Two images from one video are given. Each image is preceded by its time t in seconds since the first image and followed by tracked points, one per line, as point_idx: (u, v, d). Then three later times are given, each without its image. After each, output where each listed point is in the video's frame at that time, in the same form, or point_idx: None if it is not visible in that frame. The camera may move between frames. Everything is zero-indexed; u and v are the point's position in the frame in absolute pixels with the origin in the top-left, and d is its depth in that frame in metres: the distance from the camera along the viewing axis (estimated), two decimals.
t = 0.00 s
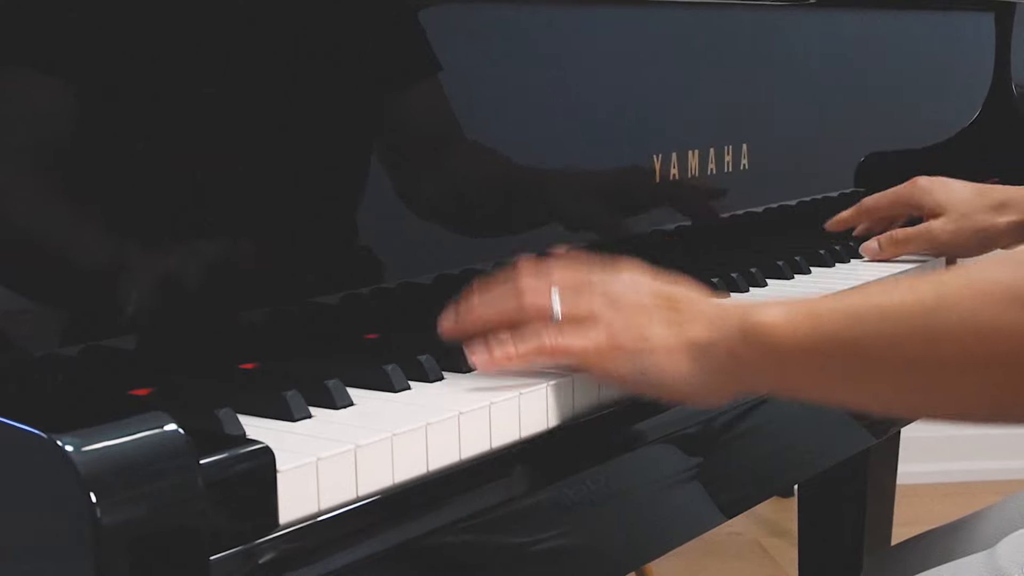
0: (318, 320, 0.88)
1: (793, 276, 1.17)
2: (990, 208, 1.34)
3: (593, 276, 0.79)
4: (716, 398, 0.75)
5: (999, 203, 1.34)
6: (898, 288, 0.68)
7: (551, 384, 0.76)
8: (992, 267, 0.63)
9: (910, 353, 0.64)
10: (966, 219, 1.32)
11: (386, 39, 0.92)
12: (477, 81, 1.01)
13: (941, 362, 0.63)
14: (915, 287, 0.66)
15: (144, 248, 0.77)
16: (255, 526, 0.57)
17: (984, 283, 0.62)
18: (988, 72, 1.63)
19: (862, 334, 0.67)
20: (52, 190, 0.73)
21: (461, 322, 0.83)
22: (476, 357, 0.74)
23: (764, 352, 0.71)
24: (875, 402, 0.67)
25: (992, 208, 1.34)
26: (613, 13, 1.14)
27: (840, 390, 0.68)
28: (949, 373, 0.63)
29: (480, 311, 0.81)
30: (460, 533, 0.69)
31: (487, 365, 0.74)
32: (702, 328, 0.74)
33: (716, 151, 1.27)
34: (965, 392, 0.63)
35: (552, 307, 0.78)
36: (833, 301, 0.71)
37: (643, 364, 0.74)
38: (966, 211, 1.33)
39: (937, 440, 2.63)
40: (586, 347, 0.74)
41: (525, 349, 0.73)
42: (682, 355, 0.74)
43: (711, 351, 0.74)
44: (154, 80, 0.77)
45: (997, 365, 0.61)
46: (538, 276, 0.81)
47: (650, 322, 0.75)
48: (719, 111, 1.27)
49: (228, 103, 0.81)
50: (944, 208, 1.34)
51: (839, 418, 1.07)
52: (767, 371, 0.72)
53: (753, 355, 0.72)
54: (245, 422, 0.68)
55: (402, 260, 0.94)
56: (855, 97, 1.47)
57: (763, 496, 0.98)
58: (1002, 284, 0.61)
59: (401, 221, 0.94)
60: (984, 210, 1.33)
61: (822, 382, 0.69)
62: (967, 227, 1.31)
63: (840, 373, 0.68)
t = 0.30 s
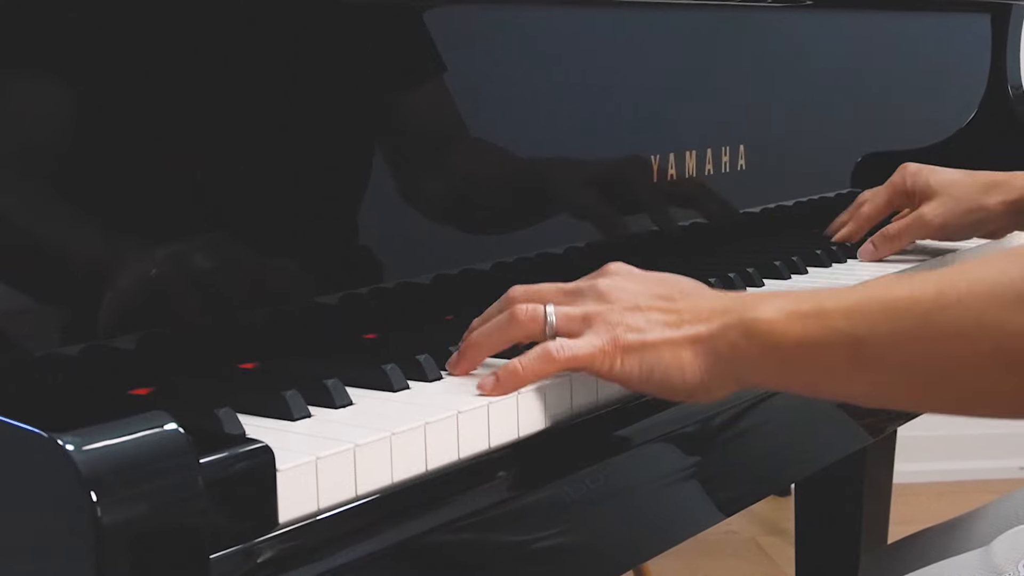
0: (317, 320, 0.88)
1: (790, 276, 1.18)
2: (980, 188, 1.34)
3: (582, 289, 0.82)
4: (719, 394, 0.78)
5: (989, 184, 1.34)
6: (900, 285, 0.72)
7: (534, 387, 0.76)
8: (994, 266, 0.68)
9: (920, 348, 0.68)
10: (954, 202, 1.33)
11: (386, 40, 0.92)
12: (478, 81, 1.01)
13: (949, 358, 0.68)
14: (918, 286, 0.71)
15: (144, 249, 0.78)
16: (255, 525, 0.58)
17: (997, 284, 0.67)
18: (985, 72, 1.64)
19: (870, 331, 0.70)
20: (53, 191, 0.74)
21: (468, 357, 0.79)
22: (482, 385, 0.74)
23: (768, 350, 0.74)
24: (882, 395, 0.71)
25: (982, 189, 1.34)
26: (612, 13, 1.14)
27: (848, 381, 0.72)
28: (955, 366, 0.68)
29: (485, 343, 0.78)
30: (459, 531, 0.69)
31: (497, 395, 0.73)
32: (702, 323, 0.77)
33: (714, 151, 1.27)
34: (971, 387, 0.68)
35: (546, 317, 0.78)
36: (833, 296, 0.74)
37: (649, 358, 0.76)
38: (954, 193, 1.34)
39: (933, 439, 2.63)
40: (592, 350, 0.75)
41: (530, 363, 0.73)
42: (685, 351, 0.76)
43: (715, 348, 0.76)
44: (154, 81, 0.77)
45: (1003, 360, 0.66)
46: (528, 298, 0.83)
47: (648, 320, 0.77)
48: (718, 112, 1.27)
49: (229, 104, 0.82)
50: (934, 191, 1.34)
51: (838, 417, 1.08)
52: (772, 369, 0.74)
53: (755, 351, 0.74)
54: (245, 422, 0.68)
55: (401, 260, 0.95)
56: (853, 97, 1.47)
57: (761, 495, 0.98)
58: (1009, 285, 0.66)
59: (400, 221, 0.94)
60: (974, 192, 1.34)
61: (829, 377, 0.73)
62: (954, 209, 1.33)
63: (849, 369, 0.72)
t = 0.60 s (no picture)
0: (317, 320, 0.89)
1: (785, 276, 1.19)
2: (979, 209, 1.33)
3: (603, 313, 0.80)
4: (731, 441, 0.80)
5: (988, 205, 1.34)
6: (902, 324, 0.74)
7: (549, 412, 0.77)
8: (991, 298, 0.70)
9: (924, 382, 0.70)
10: (953, 220, 1.32)
11: (385, 41, 0.93)
12: (478, 84, 1.02)
13: (953, 390, 0.69)
14: (920, 322, 0.72)
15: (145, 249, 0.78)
16: (254, 523, 0.58)
17: (995, 314, 0.68)
18: (979, 74, 1.65)
19: (875, 372, 0.72)
20: (52, 193, 0.74)
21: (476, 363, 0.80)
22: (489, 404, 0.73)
23: (777, 401, 0.76)
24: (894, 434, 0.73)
25: (980, 209, 1.34)
26: (609, 15, 1.14)
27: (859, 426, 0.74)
28: (962, 399, 0.69)
29: (498, 355, 0.79)
30: (457, 530, 0.69)
31: (503, 414, 0.73)
32: (714, 373, 0.78)
33: (711, 152, 1.28)
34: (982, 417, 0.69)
35: (561, 341, 0.79)
36: (841, 340, 0.76)
37: (655, 403, 0.77)
38: (953, 212, 1.33)
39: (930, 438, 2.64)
40: (599, 387, 0.75)
41: (537, 392, 0.73)
42: (693, 399, 0.78)
43: (724, 396, 0.78)
44: (153, 82, 0.78)
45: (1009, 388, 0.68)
46: (549, 319, 0.82)
47: (661, 361, 0.78)
48: (715, 114, 1.28)
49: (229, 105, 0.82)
50: (932, 207, 1.35)
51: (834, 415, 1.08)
52: (782, 416, 0.77)
53: (765, 401, 0.77)
54: (245, 421, 0.69)
55: (400, 260, 0.95)
56: (849, 98, 1.48)
57: (758, 495, 0.99)
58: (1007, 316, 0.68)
59: (399, 220, 0.95)
60: (973, 211, 1.33)
61: (839, 422, 0.75)
62: (954, 227, 1.32)
63: (859, 411, 0.74)
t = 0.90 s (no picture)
0: (316, 320, 0.90)
1: (783, 276, 1.19)
2: (973, 208, 1.32)
3: (581, 287, 0.81)
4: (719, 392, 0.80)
5: (983, 203, 1.32)
6: (892, 274, 0.75)
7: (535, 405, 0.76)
8: (983, 256, 0.71)
9: (915, 337, 0.71)
10: (946, 219, 1.32)
11: (383, 42, 0.93)
12: (475, 84, 1.02)
13: (942, 347, 0.71)
14: (911, 277, 0.73)
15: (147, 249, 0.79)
16: (253, 523, 0.59)
17: (988, 275, 0.70)
18: (976, 75, 1.65)
19: (865, 324, 0.73)
20: (53, 193, 0.75)
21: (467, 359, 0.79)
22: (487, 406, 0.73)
23: (767, 352, 0.77)
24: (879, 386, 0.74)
25: (976, 208, 1.32)
26: (607, 16, 1.15)
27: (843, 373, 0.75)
28: (949, 359, 0.71)
29: (485, 346, 0.78)
30: (455, 530, 0.70)
31: (501, 413, 0.73)
32: (699, 326, 0.79)
33: (708, 153, 1.28)
34: (968, 376, 0.71)
35: (545, 321, 0.78)
36: (830, 290, 0.77)
37: (646, 367, 0.77)
38: (947, 211, 1.33)
39: (928, 437, 2.65)
40: (588, 364, 0.76)
41: (531, 384, 0.74)
42: (681, 358, 0.78)
43: (712, 352, 0.78)
44: (153, 83, 0.78)
45: (997, 351, 0.69)
46: (526, 300, 0.81)
47: (646, 325, 0.78)
48: (712, 113, 1.28)
49: (229, 107, 0.83)
50: (926, 207, 1.34)
51: (832, 415, 1.09)
52: (769, 366, 0.77)
53: (751, 352, 0.77)
54: (244, 420, 0.69)
55: (399, 260, 0.96)
56: (846, 99, 1.48)
57: (755, 494, 0.99)
58: (999, 277, 0.69)
59: (397, 221, 0.95)
60: (967, 210, 1.32)
61: (824, 370, 0.76)
62: (946, 226, 1.32)
63: (846, 361, 0.75)
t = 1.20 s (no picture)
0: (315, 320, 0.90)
1: (780, 276, 1.19)
2: (970, 214, 1.33)
3: (607, 331, 0.81)
4: (734, 455, 0.80)
5: (980, 209, 1.34)
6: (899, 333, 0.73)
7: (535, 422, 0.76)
8: (992, 302, 0.69)
9: (921, 391, 0.70)
10: (946, 223, 1.32)
11: (380, 43, 0.93)
12: (468, 84, 1.02)
13: (955, 397, 0.69)
14: (917, 331, 0.72)
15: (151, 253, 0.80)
16: (252, 523, 0.59)
17: (995, 321, 0.68)
18: (973, 77, 1.66)
19: (874, 384, 0.72)
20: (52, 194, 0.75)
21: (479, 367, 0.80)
22: (488, 403, 0.73)
23: (776, 414, 0.77)
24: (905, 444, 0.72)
25: (973, 214, 1.34)
26: (604, 18, 1.15)
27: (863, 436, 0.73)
28: (967, 409, 0.69)
29: (504, 358, 0.80)
30: (455, 529, 0.70)
31: (503, 414, 0.73)
32: (715, 390, 0.79)
33: (706, 154, 1.29)
34: (992, 424, 0.69)
35: (566, 352, 0.80)
36: (836, 354, 0.76)
37: (655, 419, 0.78)
38: (945, 215, 1.33)
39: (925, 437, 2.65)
40: (599, 403, 0.76)
41: (541, 400, 0.74)
42: (694, 415, 0.78)
43: (724, 411, 0.78)
44: (152, 85, 0.79)
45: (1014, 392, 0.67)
46: (551, 329, 0.82)
47: (662, 378, 0.79)
48: (709, 114, 1.29)
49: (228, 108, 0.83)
50: (925, 210, 1.35)
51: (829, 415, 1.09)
52: (785, 429, 0.77)
53: (765, 414, 0.77)
54: (243, 419, 0.69)
55: (397, 261, 0.96)
56: (844, 100, 1.49)
57: (751, 493, 0.99)
58: (1001, 321, 0.67)
59: (396, 222, 0.96)
60: (964, 216, 1.33)
61: (844, 434, 0.74)
62: (945, 230, 1.32)
63: (856, 423, 0.74)
